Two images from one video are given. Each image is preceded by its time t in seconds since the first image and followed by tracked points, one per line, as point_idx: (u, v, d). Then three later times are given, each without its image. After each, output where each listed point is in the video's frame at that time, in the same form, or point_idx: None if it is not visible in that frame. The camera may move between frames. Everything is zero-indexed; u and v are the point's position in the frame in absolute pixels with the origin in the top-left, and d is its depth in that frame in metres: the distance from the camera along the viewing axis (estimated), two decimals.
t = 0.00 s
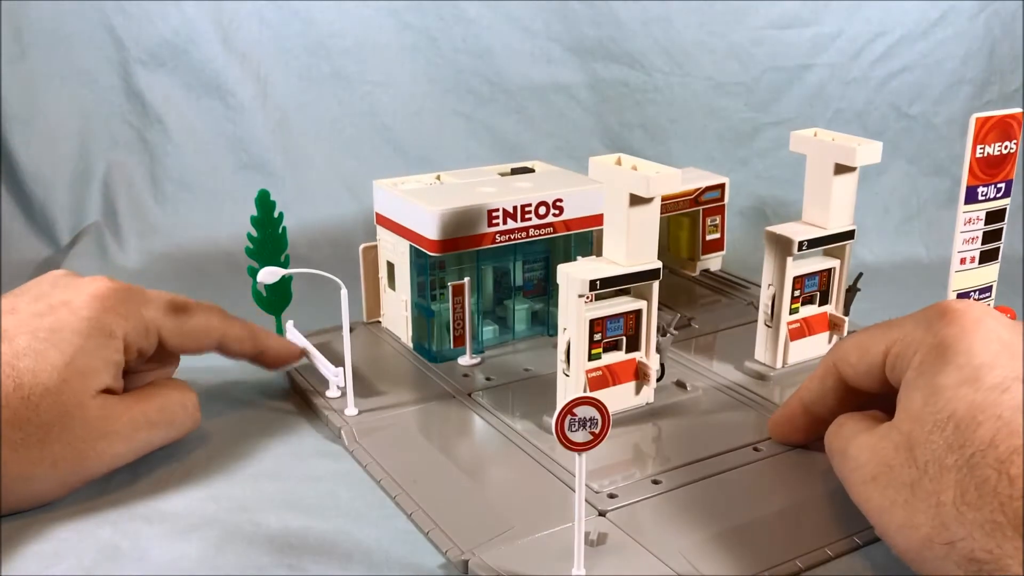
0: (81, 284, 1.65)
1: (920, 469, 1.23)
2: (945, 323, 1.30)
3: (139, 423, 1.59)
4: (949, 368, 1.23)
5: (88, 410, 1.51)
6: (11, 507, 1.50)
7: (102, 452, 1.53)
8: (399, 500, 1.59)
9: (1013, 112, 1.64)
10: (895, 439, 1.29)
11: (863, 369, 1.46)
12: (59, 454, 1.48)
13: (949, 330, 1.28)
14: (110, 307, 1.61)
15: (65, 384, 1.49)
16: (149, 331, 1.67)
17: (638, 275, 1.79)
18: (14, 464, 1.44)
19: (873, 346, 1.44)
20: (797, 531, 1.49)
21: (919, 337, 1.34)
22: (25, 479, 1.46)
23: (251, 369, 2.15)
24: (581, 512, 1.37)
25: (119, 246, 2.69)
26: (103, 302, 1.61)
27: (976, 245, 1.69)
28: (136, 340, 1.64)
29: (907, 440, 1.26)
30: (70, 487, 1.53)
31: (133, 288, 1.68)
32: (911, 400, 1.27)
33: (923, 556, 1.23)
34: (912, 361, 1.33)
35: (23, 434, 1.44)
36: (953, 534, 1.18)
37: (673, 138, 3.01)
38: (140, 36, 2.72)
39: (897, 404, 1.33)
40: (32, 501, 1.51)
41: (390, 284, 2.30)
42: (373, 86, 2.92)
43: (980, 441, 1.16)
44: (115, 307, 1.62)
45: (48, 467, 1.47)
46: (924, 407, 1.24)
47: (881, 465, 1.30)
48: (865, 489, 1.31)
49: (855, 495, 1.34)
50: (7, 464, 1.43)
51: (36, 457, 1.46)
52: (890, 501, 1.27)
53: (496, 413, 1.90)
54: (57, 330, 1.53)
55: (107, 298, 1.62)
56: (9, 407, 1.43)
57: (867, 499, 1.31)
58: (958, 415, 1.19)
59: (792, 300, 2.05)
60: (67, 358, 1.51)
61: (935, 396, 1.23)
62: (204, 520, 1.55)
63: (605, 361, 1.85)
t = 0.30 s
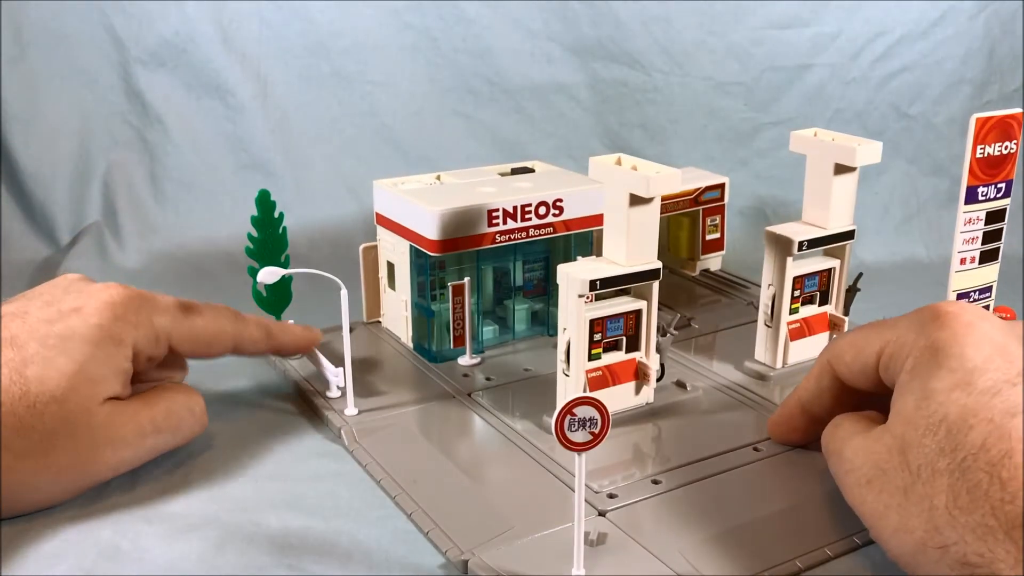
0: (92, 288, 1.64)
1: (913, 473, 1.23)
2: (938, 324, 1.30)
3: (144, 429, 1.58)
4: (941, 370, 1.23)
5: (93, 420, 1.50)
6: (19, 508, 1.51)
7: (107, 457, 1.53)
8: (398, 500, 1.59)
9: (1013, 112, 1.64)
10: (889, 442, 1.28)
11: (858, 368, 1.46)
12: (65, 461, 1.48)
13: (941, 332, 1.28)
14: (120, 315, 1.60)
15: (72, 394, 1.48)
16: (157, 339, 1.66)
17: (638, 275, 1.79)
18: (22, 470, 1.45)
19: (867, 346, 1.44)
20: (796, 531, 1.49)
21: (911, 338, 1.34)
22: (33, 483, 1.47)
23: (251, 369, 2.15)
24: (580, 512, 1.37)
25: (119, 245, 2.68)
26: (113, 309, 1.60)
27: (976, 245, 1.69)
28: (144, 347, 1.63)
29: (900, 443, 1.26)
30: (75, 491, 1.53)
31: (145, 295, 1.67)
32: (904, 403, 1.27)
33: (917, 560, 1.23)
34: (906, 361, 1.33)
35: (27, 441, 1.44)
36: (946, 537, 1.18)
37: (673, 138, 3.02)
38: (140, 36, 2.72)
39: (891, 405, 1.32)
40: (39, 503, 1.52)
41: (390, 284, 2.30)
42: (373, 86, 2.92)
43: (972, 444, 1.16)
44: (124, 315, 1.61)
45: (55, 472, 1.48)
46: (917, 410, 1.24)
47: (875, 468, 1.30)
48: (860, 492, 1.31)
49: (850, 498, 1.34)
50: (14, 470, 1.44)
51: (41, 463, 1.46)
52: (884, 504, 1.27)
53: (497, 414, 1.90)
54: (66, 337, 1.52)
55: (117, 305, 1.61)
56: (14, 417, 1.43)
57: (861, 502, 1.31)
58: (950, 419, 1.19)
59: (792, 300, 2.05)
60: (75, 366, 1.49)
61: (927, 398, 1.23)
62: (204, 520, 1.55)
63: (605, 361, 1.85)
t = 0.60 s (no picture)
0: (92, 284, 1.65)
1: (911, 474, 1.23)
2: (934, 325, 1.30)
3: (150, 422, 1.59)
4: (938, 372, 1.23)
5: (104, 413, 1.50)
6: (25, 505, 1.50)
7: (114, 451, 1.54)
8: (397, 500, 1.60)
9: (1012, 112, 1.64)
10: (887, 444, 1.29)
11: (855, 368, 1.46)
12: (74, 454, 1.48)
13: (937, 333, 1.28)
14: (124, 309, 1.61)
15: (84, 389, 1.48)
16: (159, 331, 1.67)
17: (638, 275, 1.79)
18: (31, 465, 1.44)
19: (864, 345, 1.44)
20: (796, 531, 1.49)
21: (908, 339, 1.34)
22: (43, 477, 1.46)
23: (251, 368, 2.15)
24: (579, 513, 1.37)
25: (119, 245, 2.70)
26: (116, 304, 1.60)
27: (976, 245, 1.69)
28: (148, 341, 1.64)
29: (898, 444, 1.26)
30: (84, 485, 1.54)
31: (147, 290, 1.68)
32: (901, 405, 1.27)
33: (915, 561, 1.23)
34: (902, 362, 1.33)
35: (43, 436, 1.43)
36: (943, 539, 1.18)
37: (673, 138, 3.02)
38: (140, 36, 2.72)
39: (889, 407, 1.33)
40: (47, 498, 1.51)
41: (390, 284, 2.30)
42: (372, 86, 2.92)
43: (969, 446, 1.15)
44: (128, 310, 1.61)
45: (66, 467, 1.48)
46: (914, 411, 1.24)
47: (873, 469, 1.30)
48: (859, 494, 1.32)
49: (850, 499, 1.35)
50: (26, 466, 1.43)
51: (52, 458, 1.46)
52: (882, 505, 1.27)
53: (497, 414, 1.90)
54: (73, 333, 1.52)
55: (119, 300, 1.62)
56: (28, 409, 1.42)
57: (861, 503, 1.31)
58: (946, 420, 1.19)
59: (792, 300, 2.05)
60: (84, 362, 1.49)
61: (924, 400, 1.23)
62: (204, 521, 1.55)
63: (605, 361, 1.85)
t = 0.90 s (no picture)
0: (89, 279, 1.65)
1: (910, 474, 1.23)
2: (932, 324, 1.30)
3: (142, 425, 1.57)
4: (937, 372, 1.23)
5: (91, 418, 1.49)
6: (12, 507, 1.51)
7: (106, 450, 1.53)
8: (398, 500, 1.60)
9: (1012, 112, 1.64)
10: (886, 444, 1.29)
11: (853, 366, 1.46)
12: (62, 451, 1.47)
13: (936, 333, 1.28)
14: (115, 308, 1.60)
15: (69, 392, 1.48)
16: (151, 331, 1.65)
17: (638, 275, 1.79)
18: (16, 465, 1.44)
19: (863, 344, 1.44)
20: (797, 531, 1.49)
21: (906, 338, 1.34)
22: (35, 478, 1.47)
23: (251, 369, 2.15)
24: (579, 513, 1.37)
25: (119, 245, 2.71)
26: (109, 302, 1.60)
27: (976, 246, 1.69)
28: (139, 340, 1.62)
29: (897, 445, 1.26)
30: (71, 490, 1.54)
31: (141, 289, 1.67)
32: (900, 404, 1.27)
33: (914, 561, 1.23)
34: (901, 362, 1.33)
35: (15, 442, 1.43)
36: (943, 538, 1.18)
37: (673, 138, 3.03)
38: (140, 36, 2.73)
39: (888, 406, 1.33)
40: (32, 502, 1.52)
41: (390, 284, 2.30)
42: (372, 85, 2.92)
43: (968, 446, 1.15)
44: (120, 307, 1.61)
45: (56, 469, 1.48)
46: (913, 411, 1.24)
47: (872, 469, 1.30)
48: (858, 494, 1.32)
49: (848, 499, 1.35)
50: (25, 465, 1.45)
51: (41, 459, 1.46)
52: (881, 505, 1.27)
53: (498, 415, 1.90)
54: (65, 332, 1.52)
55: (111, 298, 1.61)
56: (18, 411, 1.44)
57: (859, 503, 1.32)
58: (945, 420, 1.19)
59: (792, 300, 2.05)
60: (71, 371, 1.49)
61: (923, 399, 1.23)
62: (205, 520, 1.55)
63: (605, 361, 1.85)
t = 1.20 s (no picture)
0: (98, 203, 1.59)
1: (907, 473, 1.23)
2: (929, 323, 1.30)
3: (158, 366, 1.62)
4: (933, 371, 1.23)
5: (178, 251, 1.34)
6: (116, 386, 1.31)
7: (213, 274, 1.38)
8: (397, 500, 1.60)
9: (1012, 112, 1.64)
10: (883, 443, 1.29)
11: (850, 364, 1.46)
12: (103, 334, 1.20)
13: (932, 332, 1.28)
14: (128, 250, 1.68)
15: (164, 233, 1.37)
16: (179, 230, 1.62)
17: (638, 274, 1.79)
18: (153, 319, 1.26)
19: (859, 342, 1.44)
20: (797, 531, 1.49)
21: (902, 337, 1.34)
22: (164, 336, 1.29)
23: (250, 368, 2.16)
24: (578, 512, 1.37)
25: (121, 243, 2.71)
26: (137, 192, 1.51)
27: (976, 245, 1.69)
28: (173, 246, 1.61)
29: (893, 444, 1.27)
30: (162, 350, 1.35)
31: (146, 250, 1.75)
32: (896, 403, 1.27)
33: (912, 560, 1.24)
34: (897, 360, 1.33)
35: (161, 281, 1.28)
36: (940, 538, 1.18)
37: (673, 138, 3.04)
38: (140, 36, 2.73)
39: (885, 405, 1.33)
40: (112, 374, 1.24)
41: (390, 284, 2.30)
42: (372, 86, 2.92)
43: (964, 445, 1.15)
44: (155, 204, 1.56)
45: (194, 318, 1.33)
46: (909, 410, 1.24)
47: (869, 468, 1.30)
48: (856, 493, 1.32)
49: (846, 498, 1.35)
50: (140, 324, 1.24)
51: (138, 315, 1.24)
52: (878, 505, 1.28)
53: (498, 415, 1.89)
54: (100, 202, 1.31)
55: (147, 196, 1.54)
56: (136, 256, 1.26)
57: (857, 503, 1.32)
58: (941, 419, 1.19)
59: (792, 301, 2.05)
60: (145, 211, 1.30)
61: (919, 399, 1.23)
62: (204, 520, 1.55)
63: (604, 361, 1.85)
